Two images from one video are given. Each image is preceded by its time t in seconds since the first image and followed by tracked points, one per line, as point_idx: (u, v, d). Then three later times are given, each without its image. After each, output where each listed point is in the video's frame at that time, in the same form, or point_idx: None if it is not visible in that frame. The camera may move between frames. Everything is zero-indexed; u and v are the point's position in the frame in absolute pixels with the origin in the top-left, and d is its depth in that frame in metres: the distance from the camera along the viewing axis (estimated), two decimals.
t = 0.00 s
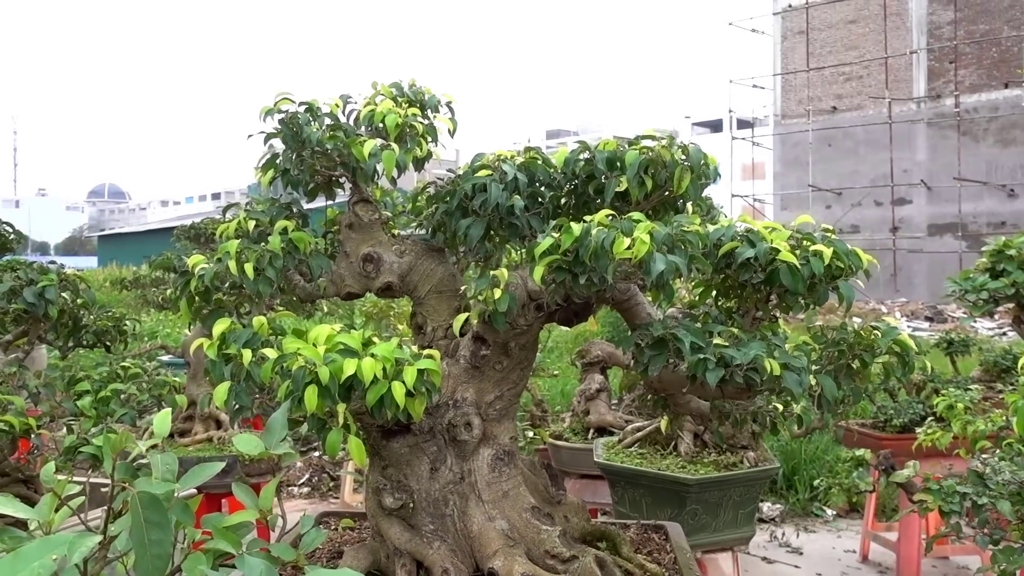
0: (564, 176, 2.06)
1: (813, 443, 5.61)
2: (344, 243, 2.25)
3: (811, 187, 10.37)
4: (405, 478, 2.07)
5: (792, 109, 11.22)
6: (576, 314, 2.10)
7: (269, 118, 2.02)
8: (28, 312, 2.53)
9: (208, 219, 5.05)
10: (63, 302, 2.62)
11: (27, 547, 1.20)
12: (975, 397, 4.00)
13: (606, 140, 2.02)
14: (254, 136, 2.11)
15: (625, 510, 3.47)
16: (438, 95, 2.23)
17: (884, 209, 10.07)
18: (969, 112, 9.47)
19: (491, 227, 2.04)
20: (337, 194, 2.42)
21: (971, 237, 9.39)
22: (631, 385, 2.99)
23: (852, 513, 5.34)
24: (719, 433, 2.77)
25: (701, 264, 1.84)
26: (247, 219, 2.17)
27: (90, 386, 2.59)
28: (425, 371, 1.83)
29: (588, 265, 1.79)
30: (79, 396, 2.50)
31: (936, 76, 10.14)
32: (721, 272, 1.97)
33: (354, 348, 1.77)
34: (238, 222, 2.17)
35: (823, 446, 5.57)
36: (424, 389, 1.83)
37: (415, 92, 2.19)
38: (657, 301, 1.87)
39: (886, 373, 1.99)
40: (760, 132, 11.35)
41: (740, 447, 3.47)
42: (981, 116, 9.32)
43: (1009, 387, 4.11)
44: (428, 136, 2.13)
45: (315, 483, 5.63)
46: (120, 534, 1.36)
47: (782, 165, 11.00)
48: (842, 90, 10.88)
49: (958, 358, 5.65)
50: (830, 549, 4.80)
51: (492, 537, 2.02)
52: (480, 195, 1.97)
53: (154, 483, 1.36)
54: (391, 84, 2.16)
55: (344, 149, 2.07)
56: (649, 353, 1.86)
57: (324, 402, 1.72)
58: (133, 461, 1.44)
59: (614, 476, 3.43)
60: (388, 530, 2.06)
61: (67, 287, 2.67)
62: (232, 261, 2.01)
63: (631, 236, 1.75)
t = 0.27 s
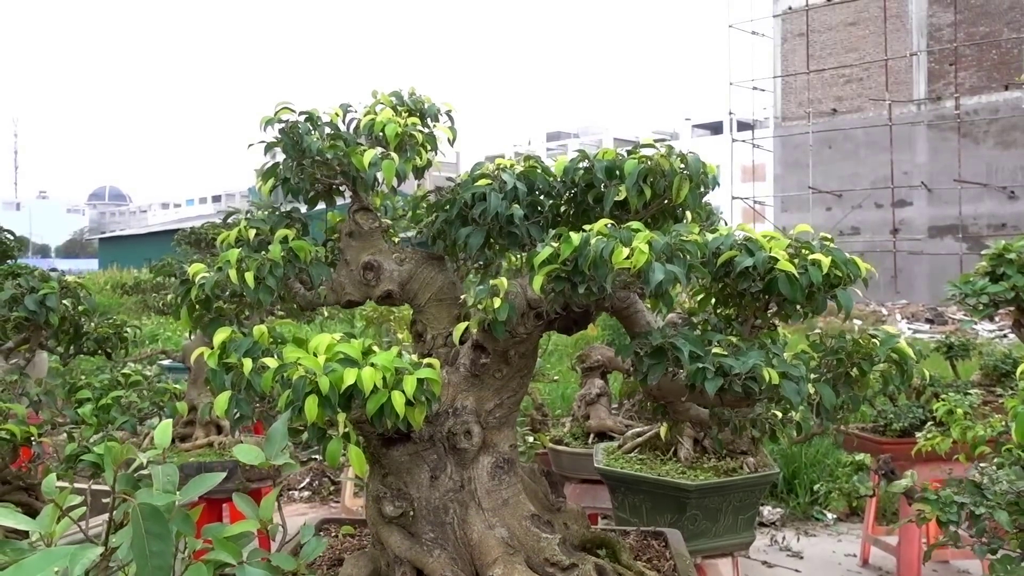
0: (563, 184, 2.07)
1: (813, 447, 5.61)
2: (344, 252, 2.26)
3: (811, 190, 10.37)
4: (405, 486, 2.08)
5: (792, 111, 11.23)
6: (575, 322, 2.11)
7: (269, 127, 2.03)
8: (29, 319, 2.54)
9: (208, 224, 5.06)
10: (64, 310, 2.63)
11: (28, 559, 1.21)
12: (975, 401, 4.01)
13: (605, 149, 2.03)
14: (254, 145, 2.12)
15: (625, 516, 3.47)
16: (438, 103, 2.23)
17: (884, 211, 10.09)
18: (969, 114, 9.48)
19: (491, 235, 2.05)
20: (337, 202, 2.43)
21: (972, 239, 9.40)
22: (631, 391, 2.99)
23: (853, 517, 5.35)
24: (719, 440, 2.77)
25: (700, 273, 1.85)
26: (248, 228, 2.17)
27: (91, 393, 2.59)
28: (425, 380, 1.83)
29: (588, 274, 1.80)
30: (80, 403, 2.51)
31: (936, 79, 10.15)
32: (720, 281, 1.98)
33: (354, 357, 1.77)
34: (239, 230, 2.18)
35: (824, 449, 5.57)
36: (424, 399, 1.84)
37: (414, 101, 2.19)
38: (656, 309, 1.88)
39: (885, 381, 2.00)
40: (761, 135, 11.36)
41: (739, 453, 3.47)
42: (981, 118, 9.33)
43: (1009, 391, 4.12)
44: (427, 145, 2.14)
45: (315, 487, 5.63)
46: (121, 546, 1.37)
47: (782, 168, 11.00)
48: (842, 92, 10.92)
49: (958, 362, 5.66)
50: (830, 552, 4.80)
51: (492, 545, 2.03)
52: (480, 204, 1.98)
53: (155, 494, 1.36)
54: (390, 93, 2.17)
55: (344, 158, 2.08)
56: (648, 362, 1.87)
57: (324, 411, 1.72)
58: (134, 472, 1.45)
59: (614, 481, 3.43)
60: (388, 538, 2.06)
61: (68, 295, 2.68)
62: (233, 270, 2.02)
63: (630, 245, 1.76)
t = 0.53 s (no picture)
0: (561, 189, 2.08)
1: (814, 449, 5.61)
2: (343, 255, 2.26)
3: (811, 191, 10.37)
4: (403, 489, 2.08)
5: (792, 113, 11.23)
6: (573, 325, 2.11)
7: (268, 132, 2.03)
8: (29, 323, 2.55)
9: (208, 227, 5.06)
10: (64, 313, 2.63)
11: (25, 564, 1.21)
12: (975, 402, 4.01)
13: (603, 153, 2.04)
14: (253, 150, 2.12)
15: (625, 518, 3.47)
16: (436, 108, 2.24)
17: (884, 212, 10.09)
18: (970, 115, 9.48)
19: (489, 239, 2.05)
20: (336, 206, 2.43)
21: (973, 240, 9.40)
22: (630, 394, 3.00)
23: (853, 518, 5.35)
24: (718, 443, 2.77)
25: (698, 278, 1.85)
26: (246, 232, 2.18)
27: (91, 396, 2.60)
28: (422, 384, 1.84)
29: (585, 278, 1.80)
30: (79, 407, 2.51)
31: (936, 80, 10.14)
32: (717, 284, 1.98)
33: (352, 362, 1.78)
34: (237, 234, 2.18)
35: (824, 451, 5.57)
36: (422, 403, 1.84)
37: (413, 106, 2.20)
38: (653, 313, 1.88)
39: (882, 385, 2.00)
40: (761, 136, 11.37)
41: (739, 455, 3.47)
42: (982, 119, 9.34)
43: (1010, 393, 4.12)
44: (426, 149, 2.14)
45: (316, 489, 5.64)
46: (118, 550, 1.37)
47: (782, 169, 11.01)
48: (842, 93, 10.93)
49: (959, 363, 5.66)
50: (831, 554, 4.80)
51: (490, 548, 2.03)
52: (477, 209, 1.98)
53: (152, 499, 1.37)
54: (389, 97, 2.17)
55: (343, 162, 2.08)
56: (645, 365, 1.87)
57: (322, 416, 1.73)
58: (132, 477, 1.45)
59: (614, 483, 3.43)
60: (386, 541, 2.07)
61: (67, 298, 2.69)
62: (231, 274, 2.03)
63: (628, 250, 1.76)
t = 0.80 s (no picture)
0: (554, 191, 2.07)
1: (812, 450, 5.60)
2: (335, 258, 2.26)
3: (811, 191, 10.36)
4: (395, 493, 2.07)
5: (792, 113, 11.22)
6: (566, 328, 2.10)
7: (259, 134, 2.02)
8: (21, 326, 2.54)
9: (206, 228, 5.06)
10: (57, 316, 2.63)
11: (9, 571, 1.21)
12: (974, 404, 4.00)
13: (595, 155, 2.03)
14: (244, 153, 2.11)
15: (621, 520, 3.46)
16: (429, 110, 2.23)
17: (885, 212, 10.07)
18: (970, 115, 9.48)
19: (481, 242, 2.04)
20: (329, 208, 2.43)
21: (973, 240, 9.38)
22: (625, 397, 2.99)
23: (852, 520, 5.34)
24: (713, 446, 2.77)
25: (689, 281, 1.85)
26: (238, 235, 2.17)
27: (84, 399, 2.59)
28: (413, 388, 1.83)
29: (576, 282, 1.79)
30: (72, 410, 2.50)
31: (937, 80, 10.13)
32: (710, 288, 1.98)
33: (342, 365, 1.77)
34: (229, 238, 2.18)
35: (823, 452, 5.57)
36: (412, 407, 1.84)
37: (405, 108, 2.19)
38: (645, 316, 1.87)
39: (875, 388, 1.99)
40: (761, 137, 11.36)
41: (735, 457, 3.47)
42: (982, 119, 9.34)
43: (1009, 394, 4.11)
44: (418, 152, 2.13)
45: (313, 491, 5.63)
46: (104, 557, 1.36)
47: (782, 169, 10.99)
48: (843, 93, 10.91)
49: (958, 364, 5.65)
50: (829, 556, 4.80)
51: (482, 552, 2.02)
52: (469, 212, 1.98)
53: (139, 505, 1.36)
54: (381, 100, 2.17)
55: (335, 165, 2.08)
56: (637, 370, 1.87)
57: (311, 420, 1.72)
58: (118, 482, 1.45)
59: (610, 486, 3.43)
60: (378, 545, 2.06)
61: (60, 301, 2.68)
62: (222, 277, 2.02)
63: (618, 253, 1.76)
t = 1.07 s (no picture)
0: (550, 185, 2.05)
1: (812, 448, 5.57)
2: (330, 253, 2.24)
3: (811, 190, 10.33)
4: (390, 489, 2.05)
5: (792, 111, 11.19)
6: (562, 323, 2.08)
7: (252, 127, 2.00)
8: (14, 321, 2.52)
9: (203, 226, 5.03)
10: (50, 312, 2.60)
11: None
12: (975, 402, 3.97)
13: (592, 148, 2.01)
14: (237, 146, 2.09)
15: (620, 518, 3.44)
16: (425, 103, 2.21)
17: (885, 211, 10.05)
18: (971, 114, 9.47)
19: (477, 236, 2.02)
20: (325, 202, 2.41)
21: (974, 239, 9.36)
22: (623, 394, 2.97)
23: (852, 518, 5.32)
24: (712, 443, 2.74)
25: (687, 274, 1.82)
26: (232, 229, 2.15)
27: (77, 396, 2.57)
28: (408, 382, 1.81)
29: (573, 275, 1.77)
30: (65, 406, 2.48)
31: (938, 78, 10.09)
32: (709, 281, 1.96)
33: (335, 360, 1.75)
34: (222, 231, 2.15)
35: (823, 450, 5.54)
36: (407, 401, 1.81)
37: (400, 101, 2.17)
38: (643, 310, 1.85)
39: (876, 383, 1.97)
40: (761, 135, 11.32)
41: (735, 455, 3.44)
42: (983, 118, 9.32)
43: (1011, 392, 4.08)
44: (413, 144, 2.11)
45: (312, 489, 5.61)
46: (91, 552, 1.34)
47: (782, 168, 10.96)
48: (844, 92, 10.87)
49: (959, 362, 5.62)
50: (829, 554, 4.78)
51: (478, 549, 2.00)
52: (464, 205, 1.95)
53: (127, 500, 1.34)
54: (376, 92, 2.14)
55: (329, 158, 2.05)
56: (635, 364, 1.84)
57: (303, 415, 1.70)
58: (106, 478, 1.42)
59: (608, 483, 3.40)
60: (373, 542, 2.04)
61: (54, 297, 2.66)
62: (215, 271, 2.00)
63: (615, 246, 1.73)
